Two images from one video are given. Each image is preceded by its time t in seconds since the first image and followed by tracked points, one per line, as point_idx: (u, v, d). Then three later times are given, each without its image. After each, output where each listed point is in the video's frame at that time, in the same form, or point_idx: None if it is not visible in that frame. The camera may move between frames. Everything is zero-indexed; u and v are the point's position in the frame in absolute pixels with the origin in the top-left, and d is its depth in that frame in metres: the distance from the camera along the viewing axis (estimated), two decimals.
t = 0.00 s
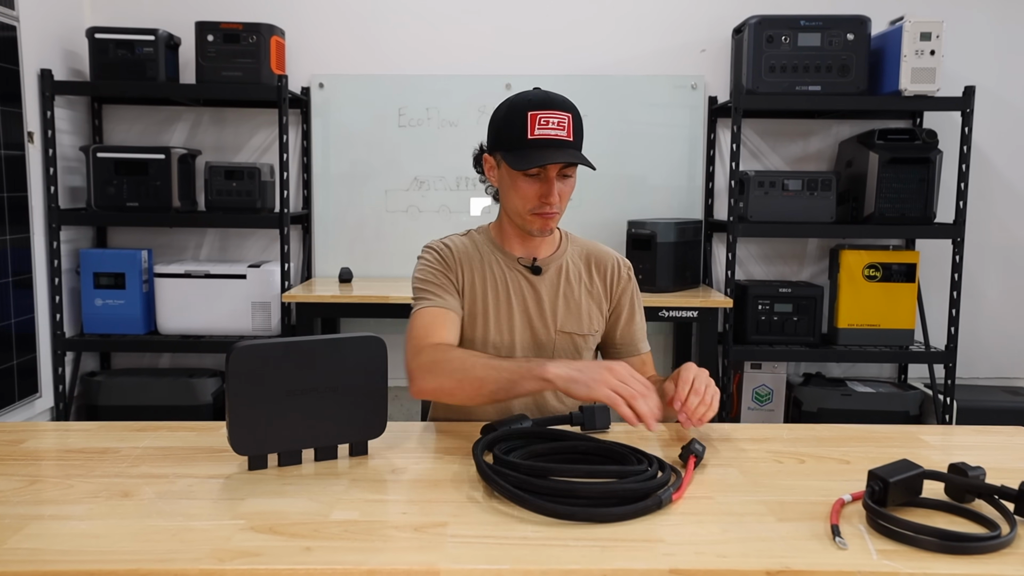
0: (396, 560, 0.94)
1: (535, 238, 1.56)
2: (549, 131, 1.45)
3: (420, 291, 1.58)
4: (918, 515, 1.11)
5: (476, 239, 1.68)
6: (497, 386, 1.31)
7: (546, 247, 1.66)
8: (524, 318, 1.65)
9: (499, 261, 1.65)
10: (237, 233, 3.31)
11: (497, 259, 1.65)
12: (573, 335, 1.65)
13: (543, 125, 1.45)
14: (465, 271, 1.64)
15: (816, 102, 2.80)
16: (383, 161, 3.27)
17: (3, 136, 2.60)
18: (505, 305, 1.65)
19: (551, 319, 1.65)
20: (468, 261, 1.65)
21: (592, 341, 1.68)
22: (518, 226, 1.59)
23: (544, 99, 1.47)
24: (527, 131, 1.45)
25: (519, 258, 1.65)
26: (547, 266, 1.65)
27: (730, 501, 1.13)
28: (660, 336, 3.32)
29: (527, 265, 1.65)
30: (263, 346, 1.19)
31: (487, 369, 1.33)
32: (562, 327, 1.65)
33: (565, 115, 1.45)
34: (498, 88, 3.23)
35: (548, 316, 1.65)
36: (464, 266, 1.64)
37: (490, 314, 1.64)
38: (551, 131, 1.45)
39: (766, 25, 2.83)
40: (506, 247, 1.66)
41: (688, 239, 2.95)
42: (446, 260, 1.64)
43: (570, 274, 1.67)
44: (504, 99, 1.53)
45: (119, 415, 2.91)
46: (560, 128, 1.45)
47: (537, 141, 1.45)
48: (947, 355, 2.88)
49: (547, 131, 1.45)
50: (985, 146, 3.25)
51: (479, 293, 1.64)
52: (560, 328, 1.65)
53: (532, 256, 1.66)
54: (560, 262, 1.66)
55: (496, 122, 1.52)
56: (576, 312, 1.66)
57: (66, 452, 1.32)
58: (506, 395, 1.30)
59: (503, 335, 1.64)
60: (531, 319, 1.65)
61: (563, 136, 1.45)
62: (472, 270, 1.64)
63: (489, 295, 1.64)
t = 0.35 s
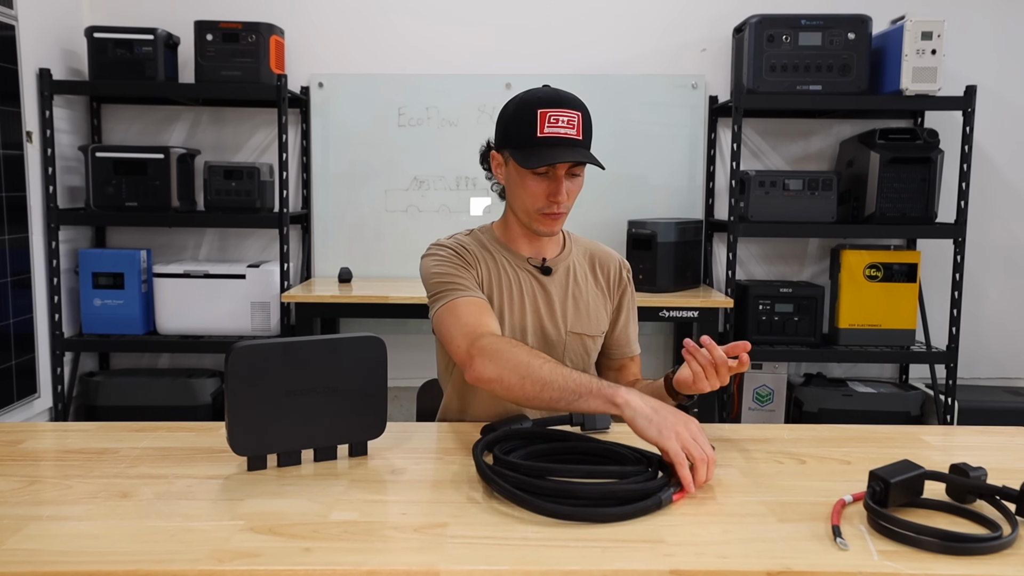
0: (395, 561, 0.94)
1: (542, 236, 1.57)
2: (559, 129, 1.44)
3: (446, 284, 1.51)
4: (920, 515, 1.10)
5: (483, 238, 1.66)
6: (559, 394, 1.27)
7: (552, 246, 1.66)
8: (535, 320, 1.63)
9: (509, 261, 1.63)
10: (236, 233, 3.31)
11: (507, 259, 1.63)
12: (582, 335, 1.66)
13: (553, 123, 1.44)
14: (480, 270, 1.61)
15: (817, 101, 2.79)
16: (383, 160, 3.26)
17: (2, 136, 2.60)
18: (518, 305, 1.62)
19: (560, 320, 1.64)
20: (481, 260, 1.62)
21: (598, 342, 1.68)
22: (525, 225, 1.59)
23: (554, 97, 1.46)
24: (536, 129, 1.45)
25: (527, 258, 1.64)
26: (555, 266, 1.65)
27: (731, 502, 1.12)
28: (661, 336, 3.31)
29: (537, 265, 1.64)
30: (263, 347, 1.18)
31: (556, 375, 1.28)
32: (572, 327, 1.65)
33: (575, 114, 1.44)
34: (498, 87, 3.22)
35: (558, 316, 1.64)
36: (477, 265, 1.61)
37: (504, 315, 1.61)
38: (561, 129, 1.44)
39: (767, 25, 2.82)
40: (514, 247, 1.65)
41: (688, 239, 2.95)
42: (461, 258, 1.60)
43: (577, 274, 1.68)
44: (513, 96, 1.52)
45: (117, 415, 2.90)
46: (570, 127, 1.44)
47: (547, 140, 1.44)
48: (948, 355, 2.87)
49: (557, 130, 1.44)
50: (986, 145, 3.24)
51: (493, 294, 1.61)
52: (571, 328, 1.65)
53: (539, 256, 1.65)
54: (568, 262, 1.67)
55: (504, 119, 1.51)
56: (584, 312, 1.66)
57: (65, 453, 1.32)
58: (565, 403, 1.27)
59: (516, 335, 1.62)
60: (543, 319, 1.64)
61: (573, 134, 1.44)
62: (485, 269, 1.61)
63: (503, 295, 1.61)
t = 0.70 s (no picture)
0: (395, 562, 0.93)
1: (540, 234, 1.57)
2: (557, 125, 1.43)
3: (446, 288, 1.50)
4: (921, 516, 1.10)
5: (482, 240, 1.65)
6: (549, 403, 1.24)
7: (552, 245, 1.66)
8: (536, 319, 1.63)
9: (509, 262, 1.63)
10: (235, 233, 3.31)
11: (507, 260, 1.63)
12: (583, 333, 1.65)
13: (551, 120, 1.43)
14: (480, 271, 1.60)
15: (818, 100, 2.79)
16: (383, 160, 3.26)
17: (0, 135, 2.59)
18: (519, 306, 1.62)
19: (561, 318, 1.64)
20: (480, 261, 1.61)
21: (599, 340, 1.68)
22: (523, 225, 1.59)
23: (554, 94, 1.46)
24: (534, 125, 1.44)
25: (528, 258, 1.64)
26: (555, 265, 1.65)
27: (732, 503, 1.12)
28: (661, 336, 3.31)
29: (537, 265, 1.64)
30: (263, 346, 1.18)
31: (542, 383, 1.25)
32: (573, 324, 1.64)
33: (573, 111, 1.43)
34: (498, 87, 3.22)
35: (558, 315, 1.64)
36: (477, 267, 1.61)
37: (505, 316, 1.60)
38: (560, 126, 1.43)
39: (768, 24, 2.82)
40: (514, 248, 1.64)
41: (689, 239, 2.94)
42: (461, 260, 1.60)
43: (576, 272, 1.68)
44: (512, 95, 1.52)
45: (116, 416, 2.90)
46: (568, 123, 1.43)
47: (545, 137, 1.43)
48: (949, 355, 2.87)
49: (555, 126, 1.43)
50: (988, 145, 3.24)
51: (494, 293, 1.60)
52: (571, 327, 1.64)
53: (540, 255, 1.65)
54: (567, 260, 1.67)
55: (503, 118, 1.50)
56: (584, 309, 1.66)
57: (64, 453, 1.31)
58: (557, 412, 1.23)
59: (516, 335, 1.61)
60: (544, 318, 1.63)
61: (571, 131, 1.44)
62: (485, 270, 1.61)
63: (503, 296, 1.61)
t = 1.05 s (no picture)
0: (395, 563, 0.93)
1: (529, 228, 1.55)
2: (542, 116, 1.42)
3: (433, 291, 1.52)
4: (922, 517, 1.09)
5: (471, 239, 1.65)
6: (516, 379, 1.25)
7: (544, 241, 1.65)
8: (528, 312, 1.63)
9: (498, 258, 1.62)
10: (234, 233, 3.30)
11: (496, 256, 1.62)
12: (574, 322, 1.65)
13: (536, 111, 1.42)
14: (469, 268, 1.60)
15: (819, 100, 2.79)
16: (382, 159, 3.25)
17: None
18: (510, 300, 1.62)
19: (550, 308, 1.64)
20: (470, 259, 1.61)
21: (591, 326, 1.68)
22: (513, 220, 1.58)
23: (540, 88, 1.45)
24: (519, 117, 1.43)
25: (518, 255, 1.63)
26: (546, 259, 1.64)
27: (732, 503, 1.11)
28: (662, 336, 3.31)
29: (527, 262, 1.63)
30: (262, 346, 1.17)
31: (509, 362, 1.26)
32: (564, 314, 1.65)
33: (559, 102, 1.42)
34: (498, 86, 3.21)
35: (549, 306, 1.64)
36: (467, 265, 1.60)
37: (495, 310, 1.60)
38: (544, 117, 1.42)
39: (769, 23, 2.81)
40: (505, 246, 1.63)
41: (689, 239, 2.94)
42: (450, 259, 1.60)
43: (566, 261, 1.67)
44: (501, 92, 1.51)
45: (115, 416, 2.89)
46: (553, 114, 1.42)
47: (529, 127, 1.43)
48: (950, 355, 2.86)
49: (540, 117, 1.42)
50: (989, 144, 3.23)
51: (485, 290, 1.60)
52: (562, 317, 1.65)
53: (532, 253, 1.64)
54: (556, 251, 1.66)
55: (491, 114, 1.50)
56: (575, 298, 1.66)
57: (62, 454, 1.31)
58: (527, 386, 1.24)
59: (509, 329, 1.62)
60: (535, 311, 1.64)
61: (556, 122, 1.42)
62: (475, 268, 1.61)
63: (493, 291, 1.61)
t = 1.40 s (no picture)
0: (394, 563, 0.92)
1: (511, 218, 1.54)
2: (515, 107, 1.46)
3: (422, 293, 1.54)
4: (923, 518, 1.09)
5: (464, 240, 1.65)
6: (495, 374, 1.27)
7: (534, 239, 1.63)
8: (521, 312, 1.62)
9: (489, 259, 1.62)
10: (233, 233, 3.30)
11: (487, 258, 1.62)
12: (569, 324, 1.64)
13: (509, 103, 1.47)
14: (460, 268, 1.60)
15: (820, 100, 2.78)
16: (382, 159, 3.25)
17: None
18: (501, 300, 1.62)
19: (544, 309, 1.63)
20: (461, 259, 1.61)
21: (587, 328, 1.66)
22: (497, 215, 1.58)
23: (515, 85, 1.51)
24: (494, 110, 1.48)
25: (509, 255, 1.62)
26: (538, 259, 1.64)
27: (732, 504, 1.11)
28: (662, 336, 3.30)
29: (519, 262, 1.62)
30: (261, 347, 1.17)
31: (487, 359, 1.28)
32: (558, 316, 1.63)
33: (532, 94, 1.47)
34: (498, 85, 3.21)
35: (542, 308, 1.63)
36: (457, 266, 1.60)
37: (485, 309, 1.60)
38: (518, 107, 1.46)
39: (770, 22, 2.80)
40: (496, 246, 1.63)
41: (690, 238, 2.93)
42: (440, 260, 1.60)
43: (559, 263, 1.66)
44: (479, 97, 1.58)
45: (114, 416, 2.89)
46: (526, 104, 1.46)
47: (503, 118, 1.46)
48: (952, 356, 2.85)
49: (514, 107, 1.46)
50: (990, 144, 3.23)
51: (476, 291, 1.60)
52: (556, 318, 1.63)
53: (522, 253, 1.63)
54: (549, 252, 1.65)
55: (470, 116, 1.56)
56: (568, 300, 1.64)
57: (61, 454, 1.30)
58: (506, 381, 1.27)
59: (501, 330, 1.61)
60: (527, 312, 1.63)
61: (529, 111, 1.46)
62: (465, 269, 1.61)
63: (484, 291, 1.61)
